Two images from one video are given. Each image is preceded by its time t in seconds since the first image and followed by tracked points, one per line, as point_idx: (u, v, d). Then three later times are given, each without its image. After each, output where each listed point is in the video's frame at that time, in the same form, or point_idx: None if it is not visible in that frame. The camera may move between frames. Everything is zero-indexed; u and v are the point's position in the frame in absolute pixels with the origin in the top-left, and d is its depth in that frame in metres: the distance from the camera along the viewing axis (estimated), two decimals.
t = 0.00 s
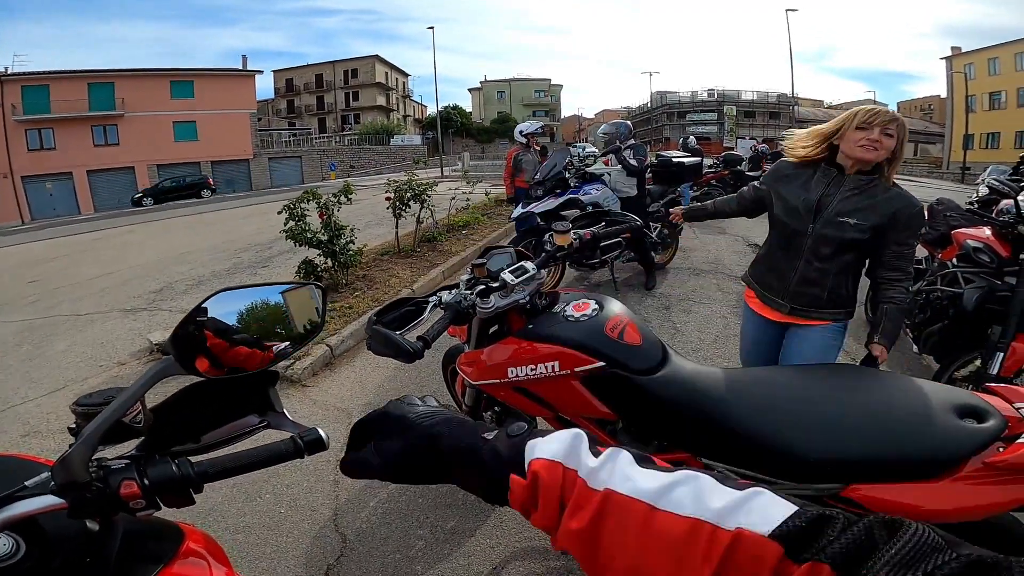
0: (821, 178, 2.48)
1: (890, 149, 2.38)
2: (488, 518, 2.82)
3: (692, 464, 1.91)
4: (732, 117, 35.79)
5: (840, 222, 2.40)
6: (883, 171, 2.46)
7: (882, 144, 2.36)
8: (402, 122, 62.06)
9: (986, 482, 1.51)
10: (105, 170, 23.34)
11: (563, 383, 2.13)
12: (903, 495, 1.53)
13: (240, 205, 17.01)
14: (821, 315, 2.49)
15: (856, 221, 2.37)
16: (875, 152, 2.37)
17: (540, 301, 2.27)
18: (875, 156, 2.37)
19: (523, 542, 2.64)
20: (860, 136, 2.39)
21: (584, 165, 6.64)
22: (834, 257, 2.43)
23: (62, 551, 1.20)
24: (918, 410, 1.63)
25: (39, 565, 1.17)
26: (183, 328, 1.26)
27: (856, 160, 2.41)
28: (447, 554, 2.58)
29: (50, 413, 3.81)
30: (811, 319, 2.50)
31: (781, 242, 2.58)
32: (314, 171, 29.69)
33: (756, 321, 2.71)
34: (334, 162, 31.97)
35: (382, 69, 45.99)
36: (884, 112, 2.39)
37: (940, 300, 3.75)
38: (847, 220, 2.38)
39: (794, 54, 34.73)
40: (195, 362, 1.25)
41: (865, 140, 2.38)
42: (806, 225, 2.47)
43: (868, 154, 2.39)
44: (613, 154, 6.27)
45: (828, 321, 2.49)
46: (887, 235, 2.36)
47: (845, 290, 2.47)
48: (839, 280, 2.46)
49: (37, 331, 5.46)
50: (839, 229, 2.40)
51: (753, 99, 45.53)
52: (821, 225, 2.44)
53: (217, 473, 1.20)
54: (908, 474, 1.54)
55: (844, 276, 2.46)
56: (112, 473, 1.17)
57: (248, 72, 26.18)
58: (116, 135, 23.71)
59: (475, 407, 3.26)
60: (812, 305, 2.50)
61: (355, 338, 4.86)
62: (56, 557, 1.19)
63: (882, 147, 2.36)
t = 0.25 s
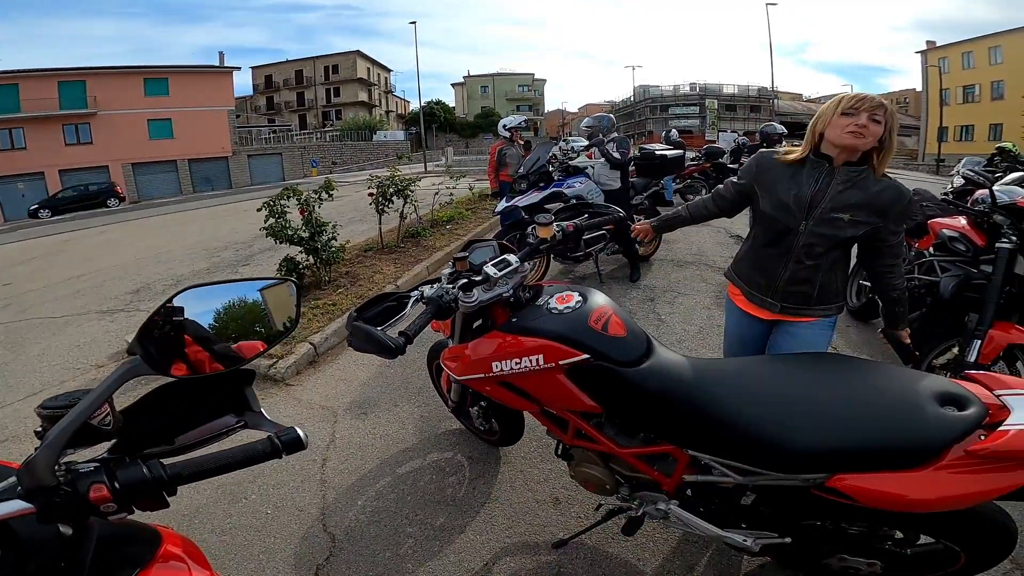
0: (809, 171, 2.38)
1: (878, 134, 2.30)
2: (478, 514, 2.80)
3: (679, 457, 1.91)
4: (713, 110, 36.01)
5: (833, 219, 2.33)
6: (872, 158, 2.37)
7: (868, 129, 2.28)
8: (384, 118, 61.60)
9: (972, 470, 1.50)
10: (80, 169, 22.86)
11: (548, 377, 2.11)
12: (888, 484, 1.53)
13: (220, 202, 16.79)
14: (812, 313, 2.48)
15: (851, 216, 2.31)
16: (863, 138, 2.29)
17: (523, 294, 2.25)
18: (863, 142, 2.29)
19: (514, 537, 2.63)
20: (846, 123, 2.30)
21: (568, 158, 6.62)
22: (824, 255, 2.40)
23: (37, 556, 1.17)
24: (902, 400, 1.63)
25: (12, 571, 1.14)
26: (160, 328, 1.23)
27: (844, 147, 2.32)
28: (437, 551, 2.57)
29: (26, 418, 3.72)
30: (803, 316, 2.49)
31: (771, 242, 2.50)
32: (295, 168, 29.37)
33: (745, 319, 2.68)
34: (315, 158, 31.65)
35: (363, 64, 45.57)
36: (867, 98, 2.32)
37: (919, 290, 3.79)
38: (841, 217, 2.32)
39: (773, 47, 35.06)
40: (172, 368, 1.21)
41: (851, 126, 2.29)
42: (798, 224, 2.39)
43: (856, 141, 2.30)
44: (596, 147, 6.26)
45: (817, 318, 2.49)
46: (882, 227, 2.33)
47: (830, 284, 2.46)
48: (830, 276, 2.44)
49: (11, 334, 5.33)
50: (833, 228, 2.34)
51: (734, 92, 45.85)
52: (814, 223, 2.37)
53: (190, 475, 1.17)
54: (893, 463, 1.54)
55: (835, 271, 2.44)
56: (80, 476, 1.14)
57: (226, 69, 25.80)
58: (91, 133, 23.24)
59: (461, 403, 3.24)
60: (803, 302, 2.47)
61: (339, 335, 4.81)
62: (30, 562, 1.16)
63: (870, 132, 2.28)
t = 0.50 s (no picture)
0: (794, 171, 2.36)
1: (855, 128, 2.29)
2: (470, 514, 2.78)
3: (669, 455, 1.90)
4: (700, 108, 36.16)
5: (827, 220, 2.32)
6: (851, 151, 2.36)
7: (846, 125, 2.25)
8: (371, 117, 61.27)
9: (958, 466, 1.51)
10: (62, 170, 22.49)
11: (537, 377, 2.09)
12: (877, 481, 1.53)
13: (203, 203, 16.59)
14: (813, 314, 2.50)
15: (844, 216, 2.31)
16: (841, 135, 2.26)
17: (511, 293, 2.24)
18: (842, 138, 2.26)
19: (506, 538, 2.61)
20: (823, 120, 2.27)
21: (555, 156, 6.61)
22: (822, 256, 2.39)
23: (26, 557, 1.15)
24: (889, 397, 1.63)
25: None
26: (140, 332, 1.19)
27: (824, 146, 2.30)
28: (429, 553, 2.54)
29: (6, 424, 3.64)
30: (805, 318, 2.50)
31: (766, 249, 2.45)
32: (282, 168, 29.14)
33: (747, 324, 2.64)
34: (302, 158, 31.42)
35: (349, 63, 45.29)
36: (840, 89, 2.29)
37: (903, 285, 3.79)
38: (835, 217, 2.31)
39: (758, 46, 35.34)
40: (150, 375, 1.18)
41: (828, 124, 2.26)
42: (793, 229, 2.35)
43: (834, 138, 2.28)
44: (584, 145, 6.25)
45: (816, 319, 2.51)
46: (869, 222, 2.36)
47: (828, 282, 2.45)
48: (828, 274, 2.44)
49: None
50: (827, 228, 2.33)
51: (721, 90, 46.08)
52: (808, 226, 2.34)
53: (165, 482, 1.14)
54: (881, 460, 1.54)
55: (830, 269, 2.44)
56: (53, 484, 1.11)
57: (210, 68, 25.54)
58: (72, 134, 22.88)
59: (450, 403, 3.21)
60: (806, 304, 2.48)
61: (327, 336, 4.76)
62: (18, 565, 1.14)
63: (848, 128, 2.26)
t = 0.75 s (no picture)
0: (777, 170, 2.37)
1: (832, 125, 2.31)
2: (470, 516, 2.77)
3: (668, 455, 1.90)
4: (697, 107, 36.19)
5: (812, 217, 2.35)
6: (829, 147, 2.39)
7: (823, 122, 2.28)
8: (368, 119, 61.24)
9: (957, 464, 1.51)
10: (58, 174, 22.41)
11: (535, 378, 2.09)
12: (876, 479, 1.53)
13: (200, 207, 16.55)
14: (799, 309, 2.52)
15: (826, 212, 2.35)
16: (820, 133, 2.29)
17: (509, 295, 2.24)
18: (821, 135, 2.29)
19: (507, 538, 2.61)
20: (801, 118, 2.29)
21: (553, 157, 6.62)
22: (810, 253, 2.41)
23: (27, 561, 1.14)
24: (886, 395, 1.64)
25: None
26: (137, 337, 1.18)
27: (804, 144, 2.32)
28: (430, 554, 2.54)
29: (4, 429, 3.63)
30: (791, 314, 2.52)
31: (754, 249, 2.45)
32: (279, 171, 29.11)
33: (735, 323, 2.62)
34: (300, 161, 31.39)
35: (346, 66, 45.28)
36: (815, 87, 2.31)
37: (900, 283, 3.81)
38: (819, 214, 2.34)
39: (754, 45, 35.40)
40: (148, 378, 1.17)
41: (806, 122, 2.28)
42: (780, 227, 2.37)
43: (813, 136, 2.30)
44: (581, 145, 6.26)
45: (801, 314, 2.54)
46: (849, 215, 2.40)
47: (815, 276, 2.48)
48: (813, 269, 2.47)
49: None
50: (811, 225, 2.36)
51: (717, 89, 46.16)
52: (794, 224, 2.36)
53: (164, 486, 1.15)
54: (880, 458, 1.54)
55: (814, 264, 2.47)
56: (52, 488, 1.12)
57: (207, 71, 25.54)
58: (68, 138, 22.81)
59: (450, 405, 3.19)
60: (794, 300, 2.50)
61: (326, 339, 4.76)
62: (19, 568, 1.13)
63: (826, 126, 2.28)
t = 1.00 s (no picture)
0: (745, 172, 2.40)
1: (794, 127, 2.36)
2: (475, 519, 2.78)
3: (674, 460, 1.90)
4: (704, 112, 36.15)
5: (783, 217, 2.36)
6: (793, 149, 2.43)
7: (785, 124, 2.32)
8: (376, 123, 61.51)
9: (966, 469, 1.50)
10: (69, 176, 22.62)
11: (542, 383, 2.10)
12: (883, 484, 1.53)
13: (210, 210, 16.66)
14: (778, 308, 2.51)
15: (796, 211, 2.36)
16: (782, 134, 2.33)
17: (515, 299, 2.24)
18: (784, 137, 2.34)
19: (511, 542, 2.62)
20: (763, 122, 2.34)
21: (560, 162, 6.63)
22: (782, 252, 2.42)
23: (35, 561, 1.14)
24: (892, 401, 1.64)
25: None
26: (148, 338, 1.19)
27: (769, 146, 2.36)
28: (435, 557, 2.55)
29: (15, 429, 3.66)
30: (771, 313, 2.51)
31: (729, 250, 2.46)
32: (287, 174, 29.25)
33: (714, 325, 2.60)
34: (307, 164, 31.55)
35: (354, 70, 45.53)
36: (776, 92, 2.37)
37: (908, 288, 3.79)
38: (789, 213, 2.36)
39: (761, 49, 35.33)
40: (160, 380, 1.18)
41: (768, 125, 2.33)
42: (751, 228, 2.38)
43: (775, 138, 2.34)
44: (588, 150, 6.27)
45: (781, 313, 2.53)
46: (818, 214, 2.42)
47: (791, 277, 2.49)
48: (786, 270, 2.48)
49: None
50: (782, 225, 2.37)
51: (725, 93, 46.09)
52: (765, 224, 2.38)
53: (177, 486, 1.17)
54: (888, 464, 1.54)
55: (790, 263, 2.48)
56: (66, 488, 1.13)
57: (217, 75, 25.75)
58: (79, 140, 23.03)
59: (456, 408, 3.19)
60: (772, 300, 2.49)
61: (332, 342, 4.78)
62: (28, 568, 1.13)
63: (787, 127, 2.33)
